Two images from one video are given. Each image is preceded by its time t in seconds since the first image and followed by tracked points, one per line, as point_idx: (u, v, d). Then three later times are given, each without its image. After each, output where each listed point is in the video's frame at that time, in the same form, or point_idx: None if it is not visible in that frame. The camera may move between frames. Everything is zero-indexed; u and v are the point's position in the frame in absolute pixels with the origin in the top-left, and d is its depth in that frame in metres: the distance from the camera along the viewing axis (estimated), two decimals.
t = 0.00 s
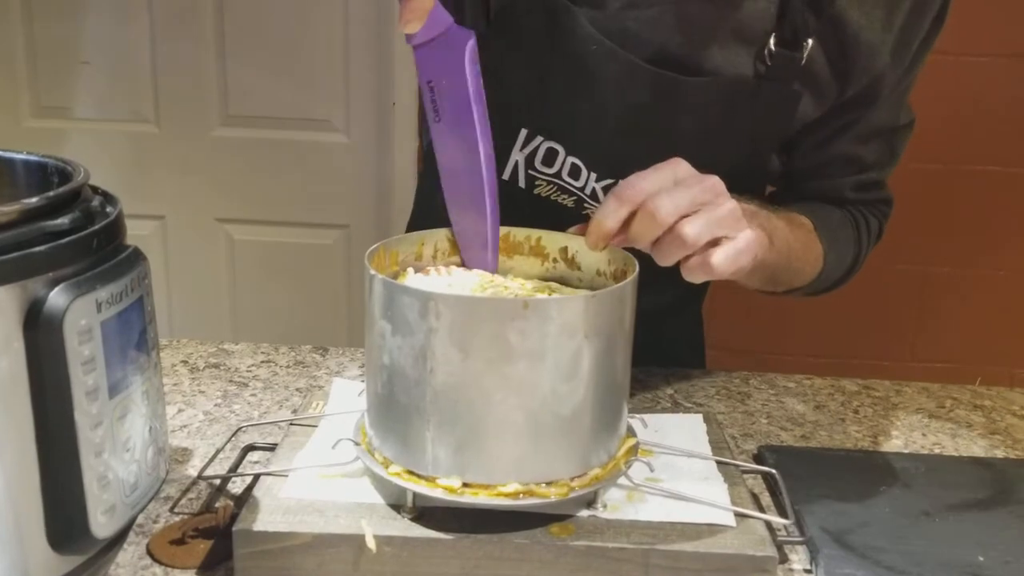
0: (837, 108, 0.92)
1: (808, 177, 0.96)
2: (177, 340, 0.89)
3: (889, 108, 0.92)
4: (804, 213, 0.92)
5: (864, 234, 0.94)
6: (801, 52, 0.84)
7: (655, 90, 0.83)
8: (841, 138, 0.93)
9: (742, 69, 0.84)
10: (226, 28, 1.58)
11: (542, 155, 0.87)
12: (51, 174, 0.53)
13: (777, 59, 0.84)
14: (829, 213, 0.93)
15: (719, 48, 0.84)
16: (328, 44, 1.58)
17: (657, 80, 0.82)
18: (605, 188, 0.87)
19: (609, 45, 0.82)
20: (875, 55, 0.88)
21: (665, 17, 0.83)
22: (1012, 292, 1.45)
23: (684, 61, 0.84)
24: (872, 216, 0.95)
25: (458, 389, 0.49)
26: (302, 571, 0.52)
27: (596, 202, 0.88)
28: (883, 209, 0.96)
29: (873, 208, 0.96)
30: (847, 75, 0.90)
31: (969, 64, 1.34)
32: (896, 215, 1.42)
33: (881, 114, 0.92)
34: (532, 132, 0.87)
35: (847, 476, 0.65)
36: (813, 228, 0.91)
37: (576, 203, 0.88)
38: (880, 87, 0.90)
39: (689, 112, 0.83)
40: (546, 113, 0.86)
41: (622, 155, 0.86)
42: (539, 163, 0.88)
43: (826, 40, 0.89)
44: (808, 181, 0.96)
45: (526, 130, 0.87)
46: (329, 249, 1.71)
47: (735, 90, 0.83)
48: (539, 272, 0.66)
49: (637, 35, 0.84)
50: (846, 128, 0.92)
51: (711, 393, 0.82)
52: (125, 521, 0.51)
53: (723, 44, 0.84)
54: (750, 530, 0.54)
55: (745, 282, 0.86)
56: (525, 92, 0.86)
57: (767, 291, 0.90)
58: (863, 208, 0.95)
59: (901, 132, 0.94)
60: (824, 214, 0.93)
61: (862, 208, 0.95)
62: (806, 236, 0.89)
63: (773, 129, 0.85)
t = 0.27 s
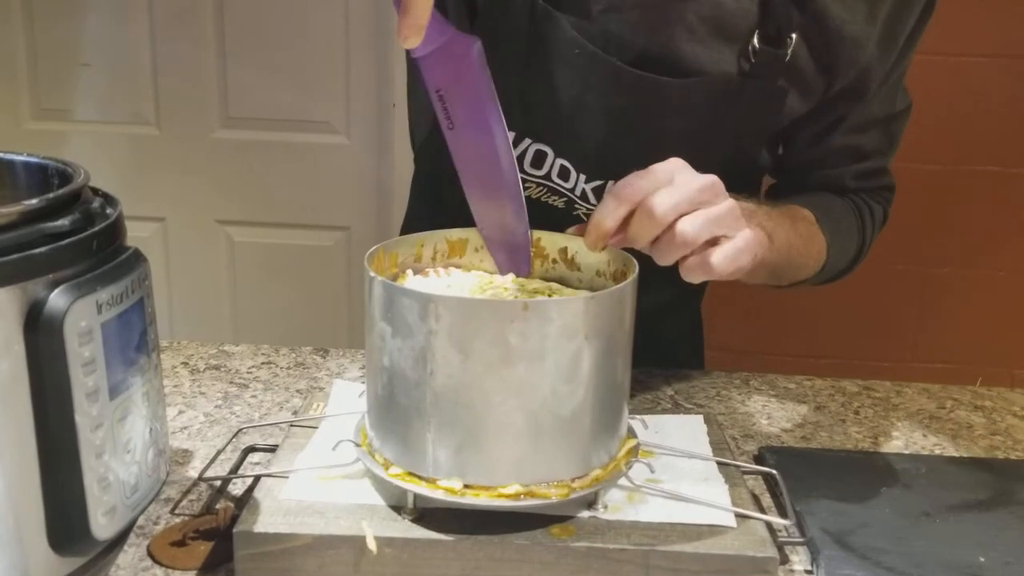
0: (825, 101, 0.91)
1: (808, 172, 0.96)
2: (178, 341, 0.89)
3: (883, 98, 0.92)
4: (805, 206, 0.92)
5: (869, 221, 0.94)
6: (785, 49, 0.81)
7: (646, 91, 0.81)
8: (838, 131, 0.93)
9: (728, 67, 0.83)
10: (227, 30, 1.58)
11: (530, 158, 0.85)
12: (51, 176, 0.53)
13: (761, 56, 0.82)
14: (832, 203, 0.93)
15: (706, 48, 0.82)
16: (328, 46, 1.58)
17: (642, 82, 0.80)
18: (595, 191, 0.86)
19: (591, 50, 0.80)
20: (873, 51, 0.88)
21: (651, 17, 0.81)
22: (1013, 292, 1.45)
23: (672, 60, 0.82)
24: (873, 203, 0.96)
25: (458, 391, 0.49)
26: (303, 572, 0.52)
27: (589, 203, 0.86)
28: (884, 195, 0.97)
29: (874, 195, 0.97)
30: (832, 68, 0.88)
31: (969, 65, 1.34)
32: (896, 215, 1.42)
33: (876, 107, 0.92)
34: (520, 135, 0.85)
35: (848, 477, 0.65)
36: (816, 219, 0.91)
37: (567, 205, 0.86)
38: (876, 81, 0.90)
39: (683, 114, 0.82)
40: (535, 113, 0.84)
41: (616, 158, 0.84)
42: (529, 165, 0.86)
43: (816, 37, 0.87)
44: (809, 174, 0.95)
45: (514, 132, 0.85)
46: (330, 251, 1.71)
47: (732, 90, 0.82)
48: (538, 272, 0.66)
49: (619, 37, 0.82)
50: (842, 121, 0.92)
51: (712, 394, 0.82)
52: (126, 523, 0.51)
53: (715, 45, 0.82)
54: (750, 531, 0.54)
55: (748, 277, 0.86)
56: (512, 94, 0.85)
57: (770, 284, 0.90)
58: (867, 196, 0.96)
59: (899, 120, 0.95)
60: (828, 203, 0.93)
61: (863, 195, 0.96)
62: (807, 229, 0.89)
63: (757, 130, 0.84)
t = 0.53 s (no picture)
0: (823, 98, 0.91)
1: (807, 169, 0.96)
2: (177, 341, 0.89)
3: (882, 95, 0.92)
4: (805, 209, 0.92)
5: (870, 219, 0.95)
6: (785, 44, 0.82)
7: (644, 91, 0.81)
8: (837, 129, 0.93)
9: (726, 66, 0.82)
10: (226, 30, 1.58)
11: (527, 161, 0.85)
12: (50, 177, 0.53)
13: (762, 54, 0.82)
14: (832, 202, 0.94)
15: (703, 47, 0.82)
16: (327, 46, 1.57)
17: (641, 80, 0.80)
18: (594, 190, 0.86)
19: (590, 49, 0.80)
20: (872, 49, 0.87)
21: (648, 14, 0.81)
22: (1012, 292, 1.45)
23: (670, 59, 0.82)
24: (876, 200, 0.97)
25: (458, 392, 0.49)
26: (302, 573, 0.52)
27: (587, 203, 0.87)
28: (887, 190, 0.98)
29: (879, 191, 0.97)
30: (827, 62, 0.87)
31: (968, 65, 1.34)
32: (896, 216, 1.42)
33: (874, 104, 0.92)
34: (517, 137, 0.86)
35: (848, 478, 0.65)
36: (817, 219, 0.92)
37: (566, 205, 0.87)
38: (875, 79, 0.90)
39: (682, 114, 0.82)
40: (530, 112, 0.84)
41: (614, 157, 0.84)
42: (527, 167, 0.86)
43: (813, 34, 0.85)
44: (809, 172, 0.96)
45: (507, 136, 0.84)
46: (329, 251, 1.71)
47: (731, 90, 0.82)
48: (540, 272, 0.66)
49: (614, 35, 0.81)
50: (841, 119, 0.92)
51: (712, 395, 0.82)
52: (125, 524, 0.50)
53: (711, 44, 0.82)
54: (750, 532, 0.54)
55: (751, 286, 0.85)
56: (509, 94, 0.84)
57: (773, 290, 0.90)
58: (868, 194, 0.97)
59: (899, 116, 0.96)
60: (828, 203, 0.94)
61: (865, 192, 0.96)
62: (809, 233, 0.89)
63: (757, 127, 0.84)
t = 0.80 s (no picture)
0: (821, 98, 0.91)
1: (804, 171, 0.96)
2: (176, 343, 0.88)
3: (881, 94, 0.92)
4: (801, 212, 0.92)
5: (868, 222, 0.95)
6: (785, 39, 0.81)
7: (644, 91, 0.81)
8: (835, 129, 0.93)
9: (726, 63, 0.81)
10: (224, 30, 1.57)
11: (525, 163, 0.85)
12: (48, 178, 0.53)
13: (762, 49, 0.81)
14: (830, 203, 0.94)
15: (706, 46, 0.81)
16: (326, 46, 1.57)
17: (640, 78, 0.80)
18: (593, 189, 0.86)
19: (590, 46, 0.80)
20: (871, 48, 0.88)
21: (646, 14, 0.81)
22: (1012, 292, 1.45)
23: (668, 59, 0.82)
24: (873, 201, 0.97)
25: (456, 393, 0.49)
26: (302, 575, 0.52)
27: (585, 203, 0.86)
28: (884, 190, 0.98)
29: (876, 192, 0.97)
30: (825, 61, 0.87)
31: (966, 65, 1.34)
32: (896, 215, 1.42)
33: (873, 103, 0.92)
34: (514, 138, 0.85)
35: (848, 479, 0.65)
36: (815, 224, 0.91)
37: (565, 205, 0.87)
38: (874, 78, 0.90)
39: (681, 114, 0.82)
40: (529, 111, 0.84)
41: (614, 157, 0.84)
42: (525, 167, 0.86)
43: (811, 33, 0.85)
44: (806, 173, 0.96)
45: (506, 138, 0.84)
46: (328, 251, 1.71)
47: (730, 90, 0.82)
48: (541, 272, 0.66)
49: (613, 34, 0.82)
50: (840, 118, 0.92)
51: (711, 395, 0.82)
52: (124, 525, 0.50)
53: (711, 45, 0.82)
54: (749, 535, 0.54)
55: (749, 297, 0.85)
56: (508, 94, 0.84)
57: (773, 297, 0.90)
58: (864, 193, 0.96)
59: (896, 112, 0.95)
60: (825, 205, 0.94)
61: (862, 195, 0.96)
62: (807, 238, 0.89)
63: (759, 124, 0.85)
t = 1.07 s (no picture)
0: (821, 98, 0.91)
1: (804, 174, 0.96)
2: (176, 343, 0.89)
3: (882, 96, 0.92)
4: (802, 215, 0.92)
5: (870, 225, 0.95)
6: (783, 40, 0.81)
7: (644, 92, 0.81)
8: (836, 131, 0.92)
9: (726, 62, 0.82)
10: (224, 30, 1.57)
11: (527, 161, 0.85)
12: (48, 177, 0.53)
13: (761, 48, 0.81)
14: (831, 207, 0.94)
15: (705, 45, 0.82)
16: (326, 47, 1.57)
17: (642, 78, 0.80)
18: (594, 188, 0.86)
19: (591, 44, 0.79)
20: (871, 49, 0.88)
21: (647, 14, 0.81)
22: (1012, 292, 1.45)
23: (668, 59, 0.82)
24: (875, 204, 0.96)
25: (439, 389, 0.49)
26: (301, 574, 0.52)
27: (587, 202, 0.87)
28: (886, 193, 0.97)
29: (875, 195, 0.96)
30: (826, 61, 0.87)
31: (966, 65, 1.34)
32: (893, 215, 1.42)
33: (874, 104, 0.92)
34: (516, 138, 0.85)
35: (849, 479, 0.65)
36: (816, 228, 0.91)
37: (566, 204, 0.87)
38: (875, 79, 0.90)
39: (682, 114, 0.82)
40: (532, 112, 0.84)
41: (616, 158, 0.84)
42: (526, 167, 0.86)
43: (813, 33, 0.86)
44: (807, 176, 0.96)
45: (509, 135, 0.85)
46: (328, 252, 1.71)
47: (731, 90, 0.82)
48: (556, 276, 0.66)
49: (615, 34, 0.82)
50: (840, 120, 0.92)
51: (710, 393, 0.82)
52: (123, 525, 0.50)
53: (711, 42, 0.82)
54: (739, 551, 0.52)
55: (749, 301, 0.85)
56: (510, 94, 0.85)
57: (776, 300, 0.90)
58: (863, 196, 0.96)
59: (895, 115, 0.95)
60: (826, 208, 0.94)
61: (863, 198, 0.96)
62: (808, 241, 0.89)
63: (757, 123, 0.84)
